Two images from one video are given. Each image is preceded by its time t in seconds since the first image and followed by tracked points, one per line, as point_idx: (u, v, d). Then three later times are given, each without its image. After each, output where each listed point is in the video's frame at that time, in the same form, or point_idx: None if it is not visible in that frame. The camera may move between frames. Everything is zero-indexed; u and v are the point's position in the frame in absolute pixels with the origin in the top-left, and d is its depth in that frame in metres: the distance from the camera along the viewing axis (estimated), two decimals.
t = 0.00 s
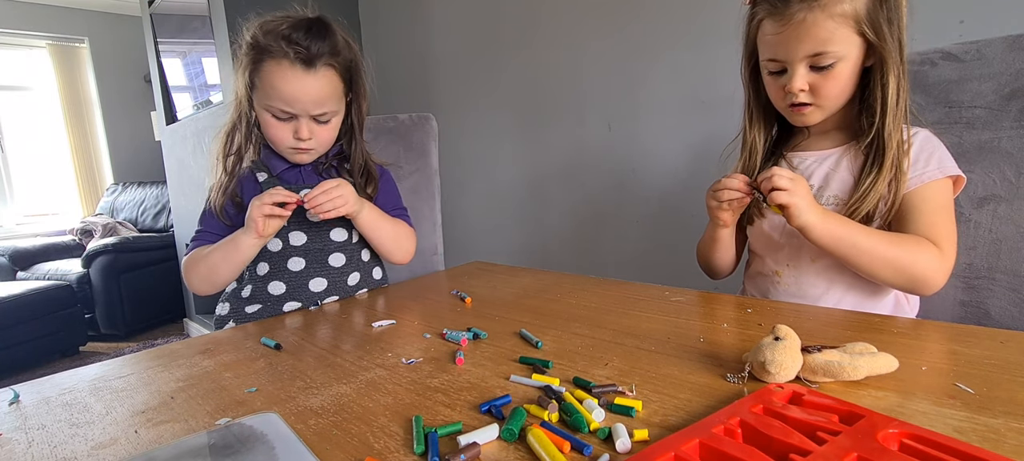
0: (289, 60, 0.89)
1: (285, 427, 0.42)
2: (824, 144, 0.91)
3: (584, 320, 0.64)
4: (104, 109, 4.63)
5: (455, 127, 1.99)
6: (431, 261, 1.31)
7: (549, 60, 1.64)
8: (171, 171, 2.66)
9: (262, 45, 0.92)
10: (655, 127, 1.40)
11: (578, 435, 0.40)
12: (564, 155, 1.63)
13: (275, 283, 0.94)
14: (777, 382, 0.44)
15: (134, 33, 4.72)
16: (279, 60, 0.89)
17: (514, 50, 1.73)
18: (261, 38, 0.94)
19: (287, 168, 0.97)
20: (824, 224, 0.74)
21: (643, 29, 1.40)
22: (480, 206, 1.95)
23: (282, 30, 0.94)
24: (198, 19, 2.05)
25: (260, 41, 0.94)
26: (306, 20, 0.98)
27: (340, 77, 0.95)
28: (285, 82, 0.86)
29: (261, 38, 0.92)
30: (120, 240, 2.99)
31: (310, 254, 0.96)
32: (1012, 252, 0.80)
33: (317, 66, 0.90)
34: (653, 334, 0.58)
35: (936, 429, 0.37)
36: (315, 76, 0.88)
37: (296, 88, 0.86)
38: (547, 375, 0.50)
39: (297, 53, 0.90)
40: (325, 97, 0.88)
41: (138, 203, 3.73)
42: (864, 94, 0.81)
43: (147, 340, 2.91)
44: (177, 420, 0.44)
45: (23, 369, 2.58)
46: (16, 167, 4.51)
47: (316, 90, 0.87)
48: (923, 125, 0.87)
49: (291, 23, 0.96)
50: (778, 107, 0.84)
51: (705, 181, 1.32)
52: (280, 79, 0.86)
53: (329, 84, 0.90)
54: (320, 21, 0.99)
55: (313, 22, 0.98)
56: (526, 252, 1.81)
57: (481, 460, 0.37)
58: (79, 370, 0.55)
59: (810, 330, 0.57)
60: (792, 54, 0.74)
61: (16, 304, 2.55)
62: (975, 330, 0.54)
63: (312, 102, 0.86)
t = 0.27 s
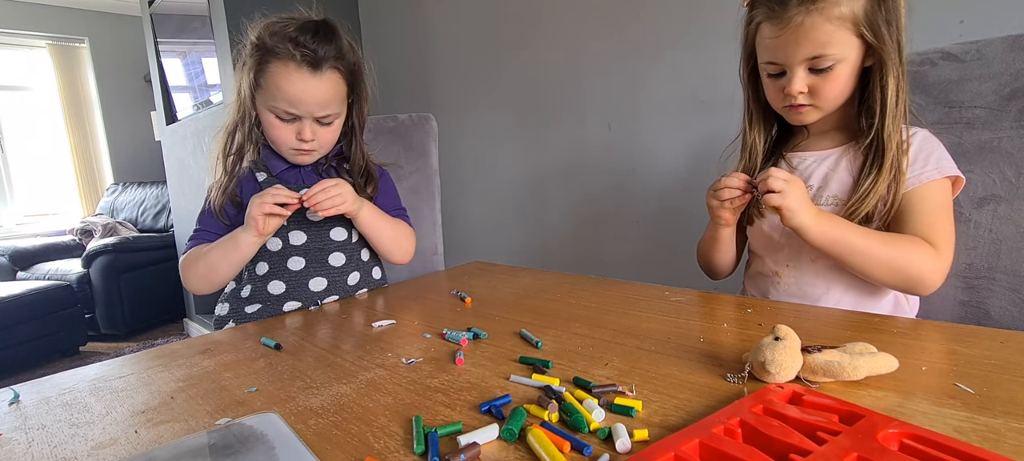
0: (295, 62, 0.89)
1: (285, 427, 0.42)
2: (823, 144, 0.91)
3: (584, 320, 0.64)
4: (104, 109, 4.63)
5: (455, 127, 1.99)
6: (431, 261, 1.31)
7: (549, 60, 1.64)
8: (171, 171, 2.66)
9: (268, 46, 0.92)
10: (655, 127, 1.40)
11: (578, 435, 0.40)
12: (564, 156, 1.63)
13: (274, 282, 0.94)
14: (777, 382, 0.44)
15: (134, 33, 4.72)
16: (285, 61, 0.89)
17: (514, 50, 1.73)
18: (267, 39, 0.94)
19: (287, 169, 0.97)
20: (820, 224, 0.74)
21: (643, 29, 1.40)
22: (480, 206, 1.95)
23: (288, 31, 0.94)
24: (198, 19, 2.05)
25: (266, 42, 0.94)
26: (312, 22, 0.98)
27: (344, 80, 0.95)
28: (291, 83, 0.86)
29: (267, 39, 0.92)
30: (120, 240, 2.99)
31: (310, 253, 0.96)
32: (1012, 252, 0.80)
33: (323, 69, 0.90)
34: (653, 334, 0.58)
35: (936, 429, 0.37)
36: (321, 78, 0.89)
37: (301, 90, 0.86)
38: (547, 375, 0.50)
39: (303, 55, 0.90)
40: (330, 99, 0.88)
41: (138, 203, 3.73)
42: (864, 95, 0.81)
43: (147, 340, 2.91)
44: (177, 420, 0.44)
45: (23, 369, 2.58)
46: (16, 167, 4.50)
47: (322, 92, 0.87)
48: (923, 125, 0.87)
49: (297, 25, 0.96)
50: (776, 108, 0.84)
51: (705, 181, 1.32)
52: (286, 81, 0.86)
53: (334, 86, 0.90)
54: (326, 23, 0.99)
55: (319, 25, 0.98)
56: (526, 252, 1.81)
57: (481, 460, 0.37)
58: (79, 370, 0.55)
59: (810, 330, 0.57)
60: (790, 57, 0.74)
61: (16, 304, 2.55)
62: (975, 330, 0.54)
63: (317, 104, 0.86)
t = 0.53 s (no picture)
0: (297, 63, 0.89)
1: (285, 427, 0.42)
2: (823, 144, 0.91)
3: (584, 320, 0.64)
4: (104, 109, 4.63)
5: (455, 127, 1.99)
6: (431, 261, 1.31)
7: (549, 60, 1.64)
8: (171, 171, 2.66)
9: (269, 47, 0.92)
10: (655, 127, 1.40)
11: (578, 435, 0.40)
12: (564, 156, 1.63)
13: (275, 282, 0.94)
14: (777, 382, 0.44)
15: (134, 33, 4.72)
16: (287, 62, 0.89)
17: (514, 50, 1.73)
18: (268, 40, 0.93)
19: (287, 169, 0.97)
20: (817, 225, 0.74)
21: (643, 29, 1.40)
22: (480, 206, 1.95)
23: (290, 32, 0.94)
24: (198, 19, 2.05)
25: (267, 42, 0.94)
26: (314, 24, 0.98)
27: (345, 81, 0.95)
28: (292, 84, 0.86)
29: (269, 40, 0.92)
30: (120, 240, 2.99)
31: (310, 253, 0.96)
32: (1012, 252, 0.80)
33: (325, 70, 0.90)
34: (653, 334, 0.58)
35: (936, 429, 0.37)
36: (322, 79, 0.89)
37: (302, 90, 0.86)
38: (547, 375, 0.50)
39: (304, 55, 0.90)
40: (331, 100, 0.88)
41: (138, 203, 3.73)
42: (863, 95, 0.81)
43: (147, 340, 2.91)
44: (177, 420, 0.44)
45: (23, 369, 2.58)
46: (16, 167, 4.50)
47: (323, 93, 0.87)
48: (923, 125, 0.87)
49: (299, 26, 0.96)
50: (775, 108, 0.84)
51: (705, 181, 1.32)
52: (288, 81, 0.87)
53: (335, 87, 0.90)
54: (328, 25, 0.99)
55: (321, 26, 0.98)
56: (526, 252, 1.81)
57: (481, 460, 0.37)
58: (79, 370, 0.55)
59: (810, 330, 0.57)
60: (789, 59, 0.74)
61: (16, 304, 2.55)
62: (975, 330, 0.54)
63: (318, 105, 0.86)
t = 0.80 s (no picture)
0: (298, 62, 0.89)
1: (285, 427, 0.42)
2: (823, 144, 0.91)
3: (584, 320, 0.64)
4: (104, 109, 4.63)
5: (455, 127, 1.99)
6: (431, 261, 1.31)
7: (549, 60, 1.64)
8: (171, 171, 2.66)
9: (270, 46, 0.92)
10: (655, 127, 1.40)
11: (578, 435, 0.40)
12: (564, 156, 1.63)
13: (275, 282, 0.94)
14: (777, 382, 0.44)
15: (134, 33, 4.72)
16: (289, 61, 0.89)
17: (514, 50, 1.73)
18: (270, 39, 0.94)
19: (288, 168, 0.97)
20: (825, 224, 0.74)
21: (643, 28, 1.40)
22: (480, 206, 1.95)
23: (291, 32, 0.94)
24: (198, 19, 2.05)
25: (268, 42, 0.94)
26: (316, 23, 0.98)
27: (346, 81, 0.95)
28: (293, 83, 0.86)
29: (271, 39, 0.92)
30: (120, 240, 2.99)
31: (310, 253, 0.96)
32: (1012, 252, 0.80)
33: (326, 69, 0.90)
34: (653, 334, 0.58)
35: (936, 429, 0.37)
36: (323, 79, 0.89)
37: (303, 90, 0.86)
38: (547, 375, 0.50)
39: (306, 55, 0.90)
40: (332, 100, 0.88)
41: (138, 203, 3.73)
42: (862, 96, 0.81)
43: (147, 340, 2.91)
44: (177, 420, 0.44)
45: (23, 369, 2.58)
46: (16, 167, 4.50)
47: (324, 92, 0.87)
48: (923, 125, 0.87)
49: (301, 25, 0.96)
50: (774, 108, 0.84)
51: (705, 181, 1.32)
52: (289, 80, 0.87)
53: (336, 87, 0.90)
54: (329, 24, 0.99)
55: (323, 26, 0.98)
56: (526, 252, 1.81)
57: (481, 459, 0.37)
58: (79, 370, 0.55)
59: (810, 330, 0.57)
60: (788, 58, 0.74)
61: (16, 305, 2.55)
62: (975, 330, 0.54)
63: (319, 104, 0.86)
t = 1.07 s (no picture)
0: (298, 61, 0.89)
1: (285, 427, 0.42)
2: (823, 145, 0.91)
3: (584, 320, 0.64)
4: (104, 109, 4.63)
5: (455, 127, 1.99)
6: (431, 261, 1.31)
7: (549, 60, 1.64)
8: (171, 171, 2.66)
9: (271, 45, 0.92)
10: (655, 127, 1.40)
11: (578, 435, 0.40)
12: (564, 156, 1.63)
13: (275, 282, 0.94)
14: (777, 382, 0.44)
15: (134, 33, 4.72)
16: (289, 61, 0.89)
17: (514, 50, 1.73)
18: (270, 39, 0.94)
19: (288, 168, 0.97)
20: (825, 230, 0.74)
21: (642, 28, 1.40)
22: (480, 206, 1.95)
23: (292, 31, 0.94)
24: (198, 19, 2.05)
25: (269, 41, 0.94)
26: (317, 23, 0.98)
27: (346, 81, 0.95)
28: (294, 83, 0.86)
29: (271, 38, 0.92)
30: (120, 240, 2.99)
31: (310, 253, 0.96)
32: (1012, 252, 0.80)
33: (327, 69, 0.90)
34: (653, 334, 0.58)
35: (936, 429, 0.37)
36: (323, 79, 0.89)
37: (304, 90, 0.86)
38: (547, 375, 0.50)
39: (307, 55, 0.90)
40: (332, 100, 0.88)
41: (138, 203, 3.73)
42: (863, 95, 0.81)
43: (147, 340, 2.91)
44: (177, 420, 0.44)
45: (23, 369, 2.58)
46: (16, 167, 4.50)
47: (324, 92, 0.87)
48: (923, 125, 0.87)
49: (301, 25, 0.96)
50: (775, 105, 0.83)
51: (705, 181, 1.32)
52: (289, 80, 0.87)
53: (337, 87, 0.90)
54: (330, 24, 1.00)
55: (324, 25, 0.98)
56: (526, 252, 1.81)
57: (481, 460, 0.37)
58: (79, 370, 0.55)
59: (811, 330, 0.57)
60: (791, 54, 0.74)
61: (16, 305, 2.55)
62: (975, 330, 0.54)
63: (319, 104, 0.87)
